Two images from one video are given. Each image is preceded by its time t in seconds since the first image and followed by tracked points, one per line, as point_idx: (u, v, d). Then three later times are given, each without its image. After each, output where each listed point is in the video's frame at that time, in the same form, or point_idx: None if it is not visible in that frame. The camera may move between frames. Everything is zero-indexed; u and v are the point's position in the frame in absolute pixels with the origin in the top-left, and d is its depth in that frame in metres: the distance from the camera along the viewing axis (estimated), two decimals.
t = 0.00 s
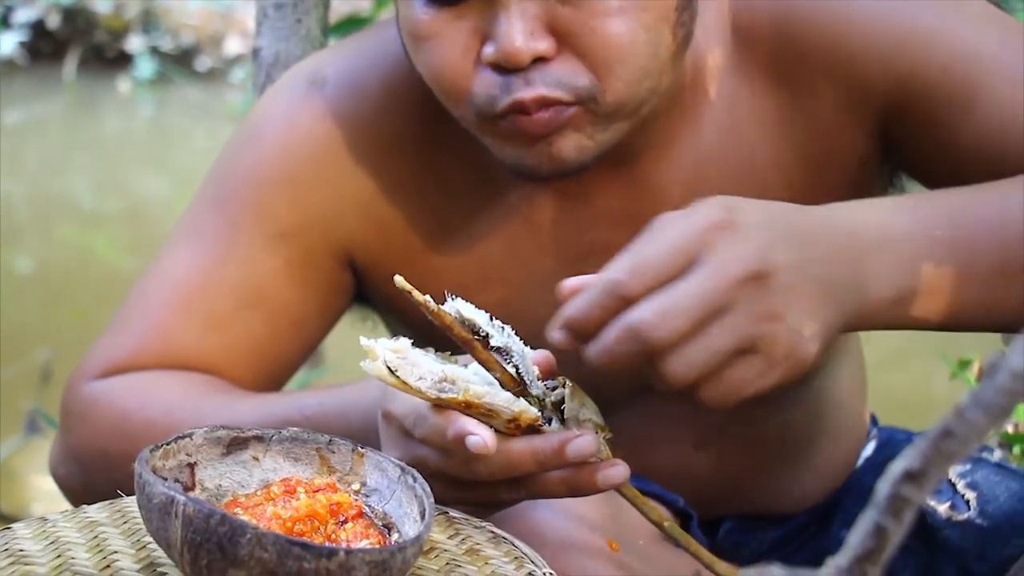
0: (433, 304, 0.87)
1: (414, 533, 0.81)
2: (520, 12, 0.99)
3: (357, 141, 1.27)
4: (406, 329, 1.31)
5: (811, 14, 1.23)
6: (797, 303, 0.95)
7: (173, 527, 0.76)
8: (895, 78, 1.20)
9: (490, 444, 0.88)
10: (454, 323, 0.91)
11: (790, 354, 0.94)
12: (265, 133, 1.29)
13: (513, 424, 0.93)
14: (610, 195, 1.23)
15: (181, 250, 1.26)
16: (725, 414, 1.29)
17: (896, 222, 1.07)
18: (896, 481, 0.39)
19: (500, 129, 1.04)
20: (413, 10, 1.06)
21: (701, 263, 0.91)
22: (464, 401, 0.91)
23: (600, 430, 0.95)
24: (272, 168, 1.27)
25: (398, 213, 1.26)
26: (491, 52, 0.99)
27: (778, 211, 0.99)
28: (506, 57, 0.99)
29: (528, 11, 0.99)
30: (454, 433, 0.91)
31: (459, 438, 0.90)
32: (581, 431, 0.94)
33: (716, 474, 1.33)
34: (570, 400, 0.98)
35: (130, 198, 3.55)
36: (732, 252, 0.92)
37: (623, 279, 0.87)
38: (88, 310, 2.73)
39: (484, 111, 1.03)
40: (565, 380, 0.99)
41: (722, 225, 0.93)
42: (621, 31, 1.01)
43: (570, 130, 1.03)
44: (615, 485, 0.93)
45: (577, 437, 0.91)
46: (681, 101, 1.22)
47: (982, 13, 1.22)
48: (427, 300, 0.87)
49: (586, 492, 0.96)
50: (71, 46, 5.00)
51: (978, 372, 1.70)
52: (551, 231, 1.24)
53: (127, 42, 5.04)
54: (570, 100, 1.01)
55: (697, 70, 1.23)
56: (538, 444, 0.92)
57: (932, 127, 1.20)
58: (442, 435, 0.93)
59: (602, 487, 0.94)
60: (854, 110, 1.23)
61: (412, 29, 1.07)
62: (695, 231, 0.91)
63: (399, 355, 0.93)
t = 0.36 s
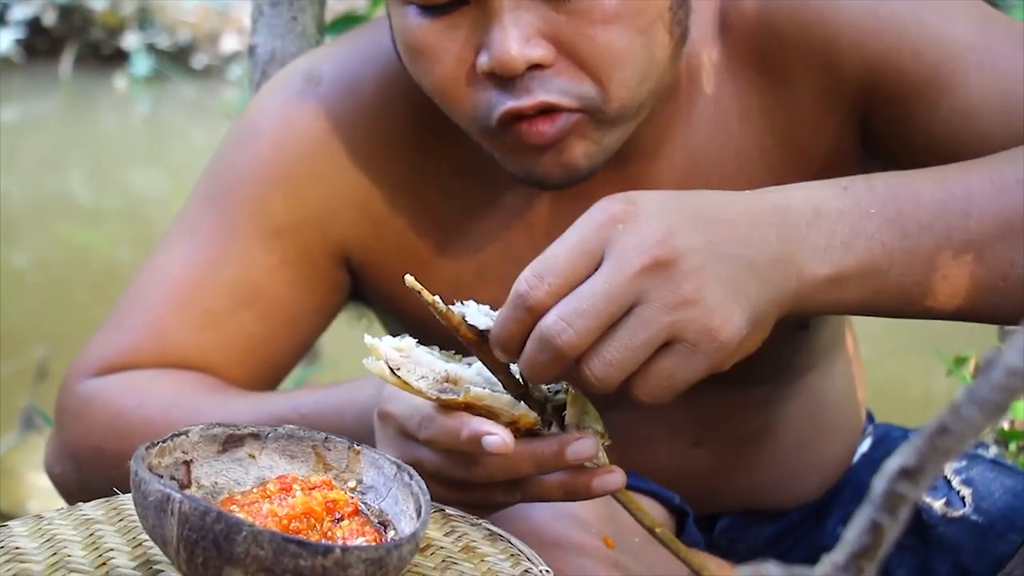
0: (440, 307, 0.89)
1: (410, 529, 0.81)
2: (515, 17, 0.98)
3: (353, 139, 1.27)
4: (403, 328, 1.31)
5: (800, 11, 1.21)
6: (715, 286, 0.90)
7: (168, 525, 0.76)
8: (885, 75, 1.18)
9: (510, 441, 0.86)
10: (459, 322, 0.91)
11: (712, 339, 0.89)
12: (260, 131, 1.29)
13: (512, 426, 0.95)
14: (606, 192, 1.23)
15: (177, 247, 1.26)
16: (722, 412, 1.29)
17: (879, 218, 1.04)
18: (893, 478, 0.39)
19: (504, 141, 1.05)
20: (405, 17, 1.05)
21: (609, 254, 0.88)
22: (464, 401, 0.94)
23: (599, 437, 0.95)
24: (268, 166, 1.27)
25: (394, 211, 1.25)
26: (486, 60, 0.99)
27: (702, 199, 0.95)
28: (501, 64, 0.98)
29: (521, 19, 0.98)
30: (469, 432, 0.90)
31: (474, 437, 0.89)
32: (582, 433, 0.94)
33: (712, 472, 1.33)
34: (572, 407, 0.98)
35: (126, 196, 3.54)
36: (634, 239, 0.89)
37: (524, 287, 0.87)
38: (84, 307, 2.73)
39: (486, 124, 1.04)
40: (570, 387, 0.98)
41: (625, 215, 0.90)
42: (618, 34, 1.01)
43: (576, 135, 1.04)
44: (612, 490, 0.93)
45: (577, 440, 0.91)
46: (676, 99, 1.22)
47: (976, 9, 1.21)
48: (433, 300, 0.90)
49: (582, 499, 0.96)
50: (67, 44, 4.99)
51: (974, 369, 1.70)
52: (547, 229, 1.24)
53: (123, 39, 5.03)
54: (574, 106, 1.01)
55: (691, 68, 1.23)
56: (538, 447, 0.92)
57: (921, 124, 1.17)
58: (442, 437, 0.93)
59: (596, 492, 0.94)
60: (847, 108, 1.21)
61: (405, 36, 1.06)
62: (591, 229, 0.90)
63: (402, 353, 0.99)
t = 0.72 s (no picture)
0: (458, 303, 0.91)
1: (410, 527, 0.81)
2: (526, 18, 0.98)
3: (354, 138, 1.26)
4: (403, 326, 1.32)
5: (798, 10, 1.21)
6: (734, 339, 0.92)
7: (169, 523, 0.76)
8: (881, 73, 1.18)
9: (527, 434, 0.87)
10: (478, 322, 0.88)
11: (728, 390, 0.92)
12: (259, 130, 1.29)
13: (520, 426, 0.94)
14: (606, 191, 1.23)
15: (177, 246, 1.26)
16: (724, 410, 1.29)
17: (876, 220, 1.05)
18: (892, 476, 0.39)
19: (500, 138, 1.04)
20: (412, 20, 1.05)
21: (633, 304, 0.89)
22: (474, 398, 0.93)
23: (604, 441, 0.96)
24: (268, 165, 1.26)
25: (393, 209, 1.25)
26: (500, 62, 0.98)
27: (726, 239, 0.96)
28: (516, 64, 0.97)
29: (533, 20, 0.98)
30: (484, 426, 0.90)
31: (489, 430, 0.90)
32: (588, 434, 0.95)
33: (711, 470, 1.33)
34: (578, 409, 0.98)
35: (125, 194, 3.54)
36: (661, 291, 0.89)
37: (549, 329, 0.87)
38: (83, 305, 2.73)
39: (486, 122, 1.03)
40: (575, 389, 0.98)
41: (650, 262, 0.90)
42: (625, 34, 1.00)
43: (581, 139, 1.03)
44: (614, 495, 0.94)
45: (583, 441, 0.93)
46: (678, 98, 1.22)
47: (975, 10, 1.20)
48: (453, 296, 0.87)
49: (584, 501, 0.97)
50: (65, 42, 4.99)
51: (971, 367, 1.70)
52: (547, 227, 1.24)
53: (121, 37, 5.03)
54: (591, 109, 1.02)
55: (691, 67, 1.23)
56: (545, 448, 0.93)
57: (916, 122, 1.17)
58: (451, 434, 0.93)
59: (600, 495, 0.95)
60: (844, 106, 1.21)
61: (409, 37, 1.06)
62: (618, 275, 0.89)
63: (414, 347, 0.98)
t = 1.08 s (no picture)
0: (458, 302, 0.85)
1: (410, 526, 0.81)
2: (526, 24, 0.98)
3: (354, 137, 1.26)
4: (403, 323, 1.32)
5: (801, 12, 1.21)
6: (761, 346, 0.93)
7: (169, 521, 0.76)
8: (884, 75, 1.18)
9: (525, 437, 0.87)
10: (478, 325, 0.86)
11: (751, 393, 0.94)
12: (260, 129, 1.29)
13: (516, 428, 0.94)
14: (606, 190, 1.23)
15: (177, 245, 1.26)
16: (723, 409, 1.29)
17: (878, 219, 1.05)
18: (892, 476, 0.39)
19: (505, 142, 1.04)
20: (411, 24, 1.05)
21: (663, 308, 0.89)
22: (470, 401, 0.94)
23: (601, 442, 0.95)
24: (268, 164, 1.27)
25: (393, 207, 1.26)
26: (499, 66, 0.99)
27: (744, 238, 0.96)
28: (514, 68, 0.98)
29: (535, 24, 0.98)
30: (480, 431, 0.90)
31: (486, 435, 0.90)
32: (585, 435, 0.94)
33: (712, 469, 1.33)
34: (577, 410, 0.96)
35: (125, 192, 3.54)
36: (689, 299, 0.89)
37: (576, 333, 0.87)
38: (83, 304, 2.73)
39: (491, 126, 1.03)
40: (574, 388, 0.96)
41: (679, 266, 0.90)
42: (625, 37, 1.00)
43: (582, 137, 1.03)
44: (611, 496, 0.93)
45: (581, 445, 0.91)
46: (679, 98, 1.22)
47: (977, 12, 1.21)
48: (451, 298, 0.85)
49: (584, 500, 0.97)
50: (65, 40, 4.99)
51: (971, 365, 1.71)
52: (548, 226, 1.24)
53: (121, 36, 5.03)
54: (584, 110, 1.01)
55: (691, 66, 1.23)
56: (542, 451, 0.92)
57: (919, 122, 1.18)
58: (449, 436, 0.93)
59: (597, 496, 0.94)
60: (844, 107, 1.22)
61: (410, 39, 1.06)
62: (647, 278, 0.89)
63: (411, 350, 0.99)
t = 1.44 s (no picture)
0: (464, 300, 0.86)
1: (412, 527, 0.82)
2: (527, 32, 0.97)
3: (355, 138, 1.27)
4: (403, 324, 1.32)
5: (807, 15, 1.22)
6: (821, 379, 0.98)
7: (171, 523, 0.76)
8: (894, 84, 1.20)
9: (544, 422, 0.90)
10: (481, 323, 0.88)
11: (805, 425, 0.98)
12: (262, 131, 1.29)
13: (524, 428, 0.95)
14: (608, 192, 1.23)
15: (179, 246, 1.26)
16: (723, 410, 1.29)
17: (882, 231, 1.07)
18: (893, 478, 0.39)
19: (513, 148, 1.05)
20: (412, 32, 1.04)
21: (737, 338, 0.92)
22: (476, 395, 0.93)
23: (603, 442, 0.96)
24: (270, 165, 1.27)
25: (395, 210, 1.26)
26: (498, 78, 0.99)
27: (804, 264, 0.98)
28: (512, 81, 0.98)
29: (538, 32, 0.98)
30: (499, 420, 0.90)
31: (506, 423, 0.90)
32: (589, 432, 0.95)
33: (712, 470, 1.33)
34: (581, 410, 0.99)
35: (126, 193, 3.55)
36: (769, 330, 0.92)
37: (656, 352, 0.88)
38: (84, 304, 2.74)
39: (497, 134, 1.04)
40: (578, 389, 1.00)
41: (763, 295, 0.92)
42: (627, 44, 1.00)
43: (585, 152, 1.05)
44: (613, 495, 0.94)
45: (585, 440, 0.92)
46: (680, 100, 1.22)
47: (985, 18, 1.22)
48: (458, 296, 0.85)
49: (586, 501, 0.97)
50: (67, 40, 4.99)
51: (972, 368, 1.71)
52: (549, 228, 1.24)
53: (122, 37, 5.03)
54: (581, 125, 1.02)
55: (693, 68, 1.23)
56: (547, 450, 0.93)
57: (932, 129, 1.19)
58: (454, 435, 0.93)
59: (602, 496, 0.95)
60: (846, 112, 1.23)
61: (412, 47, 1.05)
62: (733, 305, 0.91)
63: (415, 345, 0.96)
